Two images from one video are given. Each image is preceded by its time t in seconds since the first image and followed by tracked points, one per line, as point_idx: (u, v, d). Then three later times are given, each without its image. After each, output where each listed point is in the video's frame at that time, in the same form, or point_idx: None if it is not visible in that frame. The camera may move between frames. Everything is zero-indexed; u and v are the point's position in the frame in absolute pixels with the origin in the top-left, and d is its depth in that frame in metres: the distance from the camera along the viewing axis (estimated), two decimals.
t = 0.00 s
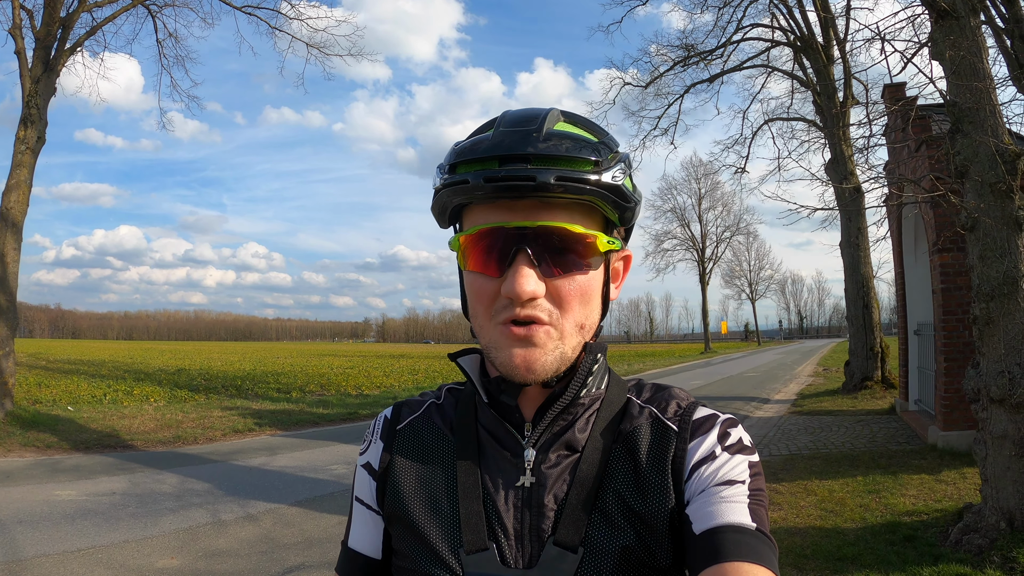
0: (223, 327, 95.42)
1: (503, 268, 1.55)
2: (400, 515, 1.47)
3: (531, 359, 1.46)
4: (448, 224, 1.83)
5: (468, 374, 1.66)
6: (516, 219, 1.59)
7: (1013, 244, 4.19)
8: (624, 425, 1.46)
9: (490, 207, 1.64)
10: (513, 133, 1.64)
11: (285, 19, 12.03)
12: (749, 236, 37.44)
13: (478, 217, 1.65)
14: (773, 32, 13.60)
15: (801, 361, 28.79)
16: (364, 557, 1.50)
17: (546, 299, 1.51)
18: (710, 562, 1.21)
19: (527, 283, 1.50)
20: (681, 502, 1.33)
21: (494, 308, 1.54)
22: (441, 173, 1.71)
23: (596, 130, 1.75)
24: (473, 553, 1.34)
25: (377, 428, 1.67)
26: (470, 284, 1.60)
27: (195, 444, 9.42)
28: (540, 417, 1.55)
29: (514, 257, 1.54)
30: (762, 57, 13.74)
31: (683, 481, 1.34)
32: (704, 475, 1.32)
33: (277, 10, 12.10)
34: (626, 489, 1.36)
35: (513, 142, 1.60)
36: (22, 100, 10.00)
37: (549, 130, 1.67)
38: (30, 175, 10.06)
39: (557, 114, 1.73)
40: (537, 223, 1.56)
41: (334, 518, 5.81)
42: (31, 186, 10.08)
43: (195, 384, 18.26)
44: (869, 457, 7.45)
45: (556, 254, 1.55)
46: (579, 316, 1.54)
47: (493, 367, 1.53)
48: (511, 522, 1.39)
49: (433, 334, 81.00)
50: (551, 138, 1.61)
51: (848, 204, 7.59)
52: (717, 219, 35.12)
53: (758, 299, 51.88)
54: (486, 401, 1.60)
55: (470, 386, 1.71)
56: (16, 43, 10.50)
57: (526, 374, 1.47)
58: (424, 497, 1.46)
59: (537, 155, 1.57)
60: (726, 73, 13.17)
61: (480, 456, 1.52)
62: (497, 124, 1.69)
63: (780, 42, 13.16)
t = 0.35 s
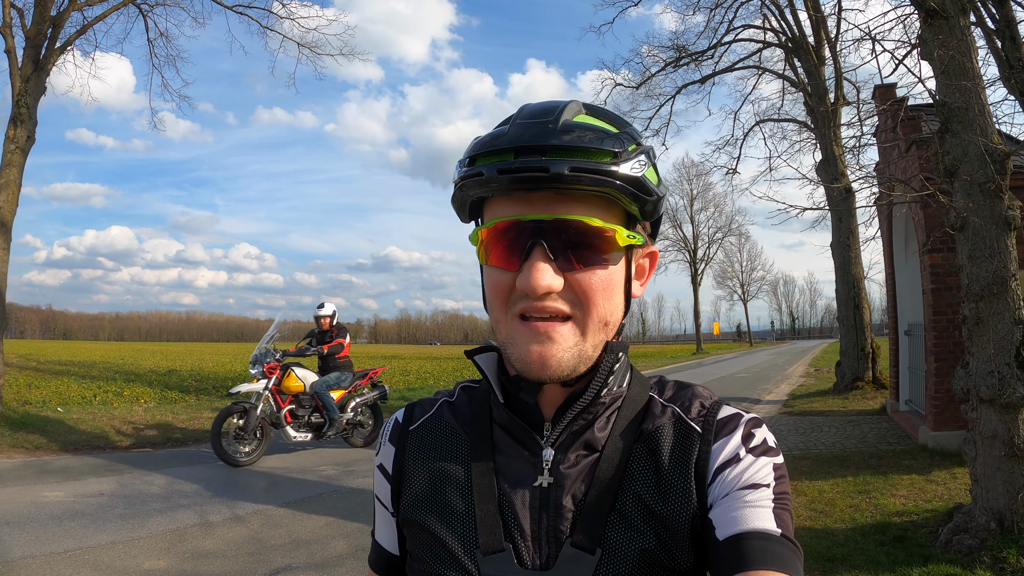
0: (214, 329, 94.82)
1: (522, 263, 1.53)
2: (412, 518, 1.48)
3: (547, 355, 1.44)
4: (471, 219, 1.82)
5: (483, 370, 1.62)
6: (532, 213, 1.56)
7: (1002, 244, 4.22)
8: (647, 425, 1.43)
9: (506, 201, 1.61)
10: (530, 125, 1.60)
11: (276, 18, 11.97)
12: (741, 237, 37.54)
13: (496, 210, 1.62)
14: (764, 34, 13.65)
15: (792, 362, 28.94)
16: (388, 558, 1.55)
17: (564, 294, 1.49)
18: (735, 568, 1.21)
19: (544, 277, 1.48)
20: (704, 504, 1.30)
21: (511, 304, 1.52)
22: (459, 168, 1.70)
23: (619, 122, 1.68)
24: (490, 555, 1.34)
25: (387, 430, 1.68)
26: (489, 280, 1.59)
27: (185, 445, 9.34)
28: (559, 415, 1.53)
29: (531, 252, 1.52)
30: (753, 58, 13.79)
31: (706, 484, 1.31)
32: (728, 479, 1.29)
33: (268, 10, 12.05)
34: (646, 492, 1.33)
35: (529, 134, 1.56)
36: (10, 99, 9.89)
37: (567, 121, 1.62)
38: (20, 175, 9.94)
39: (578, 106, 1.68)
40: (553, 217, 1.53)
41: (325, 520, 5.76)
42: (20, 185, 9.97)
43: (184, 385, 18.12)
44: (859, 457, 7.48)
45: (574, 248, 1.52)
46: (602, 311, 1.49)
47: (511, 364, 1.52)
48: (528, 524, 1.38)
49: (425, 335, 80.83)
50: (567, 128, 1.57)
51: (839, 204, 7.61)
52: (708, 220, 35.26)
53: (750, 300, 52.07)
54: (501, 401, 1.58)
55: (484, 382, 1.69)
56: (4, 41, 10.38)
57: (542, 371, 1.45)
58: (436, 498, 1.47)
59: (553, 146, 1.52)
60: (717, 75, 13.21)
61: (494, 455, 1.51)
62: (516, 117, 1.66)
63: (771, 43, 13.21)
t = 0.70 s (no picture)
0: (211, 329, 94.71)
1: (539, 263, 1.52)
2: (439, 500, 1.51)
3: (559, 361, 1.44)
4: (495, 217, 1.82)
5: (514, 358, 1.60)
6: (541, 215, 1.55)
7: (999, 244, 4.22)
8: (676, 414, 1.42)
9: (516, 203, 1.61)
10: (535, 124, 1.59)
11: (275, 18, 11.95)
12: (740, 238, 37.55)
13: (510, 212, 1.63)
14: (763, 35, 13.63)
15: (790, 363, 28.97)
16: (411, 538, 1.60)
17: (578, 298, 1.47)
18: (763, 562, 1.19)
19: (559, 281, 1.46)
20: (732, 497, 1.30)
21: (527, 307, 1.52)
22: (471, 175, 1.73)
23: (633, 112, 1.63)
24: (513, 542, 1.36)
25: (418, 413, 1.71)
26: (510, 279, 1.60)
27: (183, 445, 9.32)
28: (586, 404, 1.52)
29: (543, 256, 1.51)
30: (751, 59, 13.77)
31: (734, 476, 1.30)
32: (757, 470, 1.28)
33: (267, 10, 12.04)
34: (675, 481, 1.32)
35: (533, 135, 1.56)
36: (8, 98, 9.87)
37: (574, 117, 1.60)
38: (17, 174, 9.92)
39: (592, 98, 1.64)
40: (562, 218, 1.52)
41: (324, 520, 5.75)
42: (17, 184, 9.94)
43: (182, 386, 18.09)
44: (858, 458, 7.47)
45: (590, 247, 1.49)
46: (617, 313, 1.48)
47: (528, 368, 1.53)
48: (553, 510, 1.39)
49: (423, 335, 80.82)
50: (571, 126, 1.54)
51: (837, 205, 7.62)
52: (706, 221, 35.30)
53: (748, 301, 52.15)
54: (529, 386, 1.58)
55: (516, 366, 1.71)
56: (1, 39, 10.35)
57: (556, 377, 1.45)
58: (461, 483, 1.50)
59: (556, 146, 1.51)
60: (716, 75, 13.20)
61: (521, 440, 1.52)
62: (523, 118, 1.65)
63: (769, 44, 13.21)
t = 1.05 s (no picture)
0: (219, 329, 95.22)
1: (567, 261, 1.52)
2: (443, 489, 1.50)
3: (597, 363, 1.47)
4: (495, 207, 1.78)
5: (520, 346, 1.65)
6: (581, 217, 1.54)
7: (1007, 242, 4.20)
8: (682, 400, 1.45)
9: (550, 202, 1.57)
10: (573, 119, 1.56)
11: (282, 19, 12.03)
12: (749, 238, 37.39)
13: (535, 208, 1.59)
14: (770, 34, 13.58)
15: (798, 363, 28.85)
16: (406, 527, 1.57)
17: (610, 300, 1.50)
18: (766, 547, 1.18)
19: (595, 284, 1.49)
20: (738, 482, 1.33)
21: (556, 307, 1.52)
22: (492, 165, 1.63)
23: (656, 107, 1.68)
24: (522, 531, 1.37)
25: (421, 401, 1.69)
26: (527, 276, 1.57)
27: (193, 443, 9.39)
28: (594, 393, 1.55)
29: (580, 257, 1.51)
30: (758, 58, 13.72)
31: (740, 462, 1.33)
32: (763, 457, 1.30)
33: (274, 11, 12.11)
34: (682, 467, 1.36)
35: (578, 133, 1.53)
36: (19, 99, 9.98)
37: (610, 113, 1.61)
38: (28, 174, 10.03)
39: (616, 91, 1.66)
40: (605, 221, 1.53)
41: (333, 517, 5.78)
42: (28, 185, 10.05)
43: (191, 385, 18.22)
44: (866, 457, 7.44)
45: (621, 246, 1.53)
46: (641, 310, 1.55)
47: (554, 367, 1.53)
48: (562, 497, 1.42)
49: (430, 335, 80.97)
50: (615, 127, 1.56)
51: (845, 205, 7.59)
52: (714, 221, 35.22)
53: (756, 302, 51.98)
54: (536, 371, 1.61)
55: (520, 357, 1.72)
56: (12, 41, 10.47)
57: (591, 377, 1.48)
58: (468, 472, 1.49)
59: (608, 149, 1.52)
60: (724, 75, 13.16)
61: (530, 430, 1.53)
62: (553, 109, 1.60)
63: (777, 44, 13.16)
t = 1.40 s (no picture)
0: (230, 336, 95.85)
1: (542, 274, 1.60)
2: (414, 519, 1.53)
3: (575, 367, 1.53)
4: (462, 228, 1.84)
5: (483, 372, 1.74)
6: (557, 225, 1.64)
7: (1012, 249, 4.22)
8: (646, 420, 1.51)
9: (526, 212, 1.67)
10: (548, 134, 1.69)
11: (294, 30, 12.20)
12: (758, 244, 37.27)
13: (511, 220, 1.68)
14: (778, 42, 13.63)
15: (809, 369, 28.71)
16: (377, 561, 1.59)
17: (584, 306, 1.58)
18: (738, 558, 1.24)
19: (571, 291, 1.57)
20: (705, 497, 1.37)
21: (531, 318, 1.58)
22: (469, 177, 1.71)
23: (615, 129, 1.85)
24: (496, 556, 1.41)
25: (389, 434, 1.74)
26: (501, 292, 1.63)
27: (205, 449, 9.50)
28: (561, 417, 1.61)
29: (555, 264, 1.60)
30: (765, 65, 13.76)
31: (708, 477, 1.38)
32: (729, 470, 1.36)
33: (286, 21, 12.28)
34: (649, 486, 1.41)
35: (553, 145, 1.65)
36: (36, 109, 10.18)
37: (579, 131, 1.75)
38: (44, 183, 10.22)
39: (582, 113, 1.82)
40: (579, 228, 1.64)
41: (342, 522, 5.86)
42: (45, 194, 10.24)
43: (203, 391, 18.39)
44: (874, 463, 7.43)
45: (592, 258, 1.64)
46: (613, 319, 1.63)
47: (530, 378, 1.57)
48: (533, 522, 1.46)
49: (439, 341, 81.14)
50: (585, 142, 1.70)
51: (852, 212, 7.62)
52: (723, 228, 35.18)
53: (766, 308, 51.80)
54: (502, 400, 1.68)
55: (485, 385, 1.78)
56: (29, 52, 10.70)
57: (569, 382, 1.53)
58: (438, 500, 1.53)
59: (582, 159, 1.65)
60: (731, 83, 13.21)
61: (498, 456, 1.58)
62: (528, 125, 1.73)
63: (784, 51, 13.20)
